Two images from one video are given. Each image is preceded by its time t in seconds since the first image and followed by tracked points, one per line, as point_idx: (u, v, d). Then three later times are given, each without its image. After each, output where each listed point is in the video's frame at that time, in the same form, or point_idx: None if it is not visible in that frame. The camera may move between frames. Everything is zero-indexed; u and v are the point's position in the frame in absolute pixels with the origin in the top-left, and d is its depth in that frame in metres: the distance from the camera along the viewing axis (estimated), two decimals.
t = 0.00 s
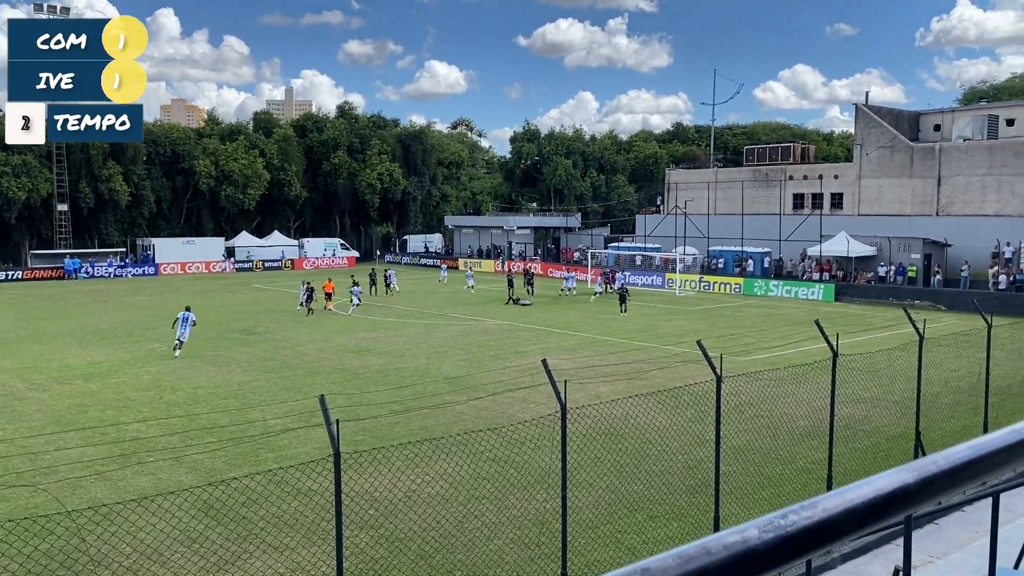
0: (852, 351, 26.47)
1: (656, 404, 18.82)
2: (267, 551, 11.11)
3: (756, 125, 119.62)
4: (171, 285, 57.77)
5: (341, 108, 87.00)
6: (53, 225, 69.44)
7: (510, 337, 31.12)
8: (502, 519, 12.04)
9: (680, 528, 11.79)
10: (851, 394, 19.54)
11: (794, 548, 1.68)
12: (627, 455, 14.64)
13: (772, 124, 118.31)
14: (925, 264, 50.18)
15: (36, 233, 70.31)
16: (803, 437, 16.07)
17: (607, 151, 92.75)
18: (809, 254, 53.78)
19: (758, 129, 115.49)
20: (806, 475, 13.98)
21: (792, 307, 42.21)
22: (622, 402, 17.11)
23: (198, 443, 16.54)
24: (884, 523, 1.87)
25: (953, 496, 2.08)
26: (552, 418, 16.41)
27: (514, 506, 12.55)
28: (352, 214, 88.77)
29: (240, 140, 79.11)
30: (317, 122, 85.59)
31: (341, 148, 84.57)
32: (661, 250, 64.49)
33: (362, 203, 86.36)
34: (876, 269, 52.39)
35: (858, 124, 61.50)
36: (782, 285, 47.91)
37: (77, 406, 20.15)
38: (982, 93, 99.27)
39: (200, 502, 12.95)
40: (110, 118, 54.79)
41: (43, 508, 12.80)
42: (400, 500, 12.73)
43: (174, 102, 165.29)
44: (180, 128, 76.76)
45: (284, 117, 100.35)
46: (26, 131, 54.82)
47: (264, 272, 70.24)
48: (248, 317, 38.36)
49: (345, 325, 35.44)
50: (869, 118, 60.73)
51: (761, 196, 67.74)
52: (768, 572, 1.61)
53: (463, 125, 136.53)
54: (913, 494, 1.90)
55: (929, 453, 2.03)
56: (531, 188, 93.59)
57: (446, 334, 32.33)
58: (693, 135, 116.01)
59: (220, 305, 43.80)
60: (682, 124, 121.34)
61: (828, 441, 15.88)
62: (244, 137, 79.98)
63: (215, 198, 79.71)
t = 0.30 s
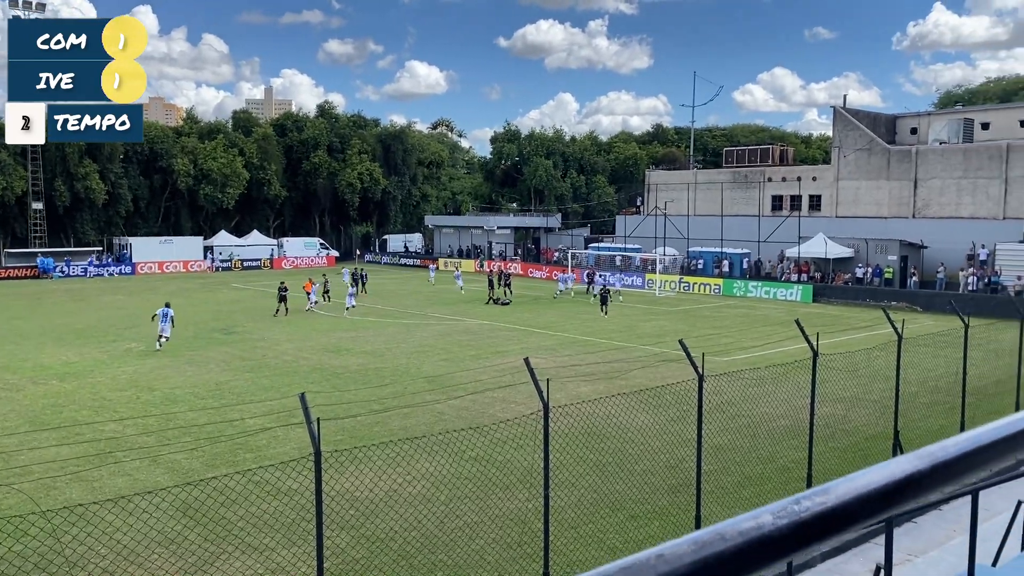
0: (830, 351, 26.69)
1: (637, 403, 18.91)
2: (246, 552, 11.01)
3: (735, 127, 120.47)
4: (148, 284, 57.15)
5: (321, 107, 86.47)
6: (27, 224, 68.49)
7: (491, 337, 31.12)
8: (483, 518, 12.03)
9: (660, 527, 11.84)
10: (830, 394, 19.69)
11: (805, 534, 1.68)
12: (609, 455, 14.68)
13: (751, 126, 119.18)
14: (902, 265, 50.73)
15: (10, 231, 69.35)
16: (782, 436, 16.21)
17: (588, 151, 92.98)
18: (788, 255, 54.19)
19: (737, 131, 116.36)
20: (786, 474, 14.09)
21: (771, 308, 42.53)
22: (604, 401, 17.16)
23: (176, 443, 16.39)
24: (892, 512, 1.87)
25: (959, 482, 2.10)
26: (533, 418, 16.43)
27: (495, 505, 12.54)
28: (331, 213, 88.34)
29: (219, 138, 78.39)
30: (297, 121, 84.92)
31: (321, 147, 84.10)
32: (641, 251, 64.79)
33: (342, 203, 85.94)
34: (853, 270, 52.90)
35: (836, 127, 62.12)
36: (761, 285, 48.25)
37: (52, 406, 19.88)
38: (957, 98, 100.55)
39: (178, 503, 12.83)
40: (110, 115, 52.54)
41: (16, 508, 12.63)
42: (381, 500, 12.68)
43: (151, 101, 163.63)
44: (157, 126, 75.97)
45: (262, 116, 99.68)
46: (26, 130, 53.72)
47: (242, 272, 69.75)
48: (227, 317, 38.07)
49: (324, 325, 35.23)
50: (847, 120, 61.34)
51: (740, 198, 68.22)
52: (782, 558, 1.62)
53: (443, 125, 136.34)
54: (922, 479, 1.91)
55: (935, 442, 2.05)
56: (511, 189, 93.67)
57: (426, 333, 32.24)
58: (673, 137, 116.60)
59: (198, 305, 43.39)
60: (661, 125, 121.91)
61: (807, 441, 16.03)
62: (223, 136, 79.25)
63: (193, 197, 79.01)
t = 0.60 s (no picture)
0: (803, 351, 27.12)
1: (617, 403, 18.90)
2: (221, 555, 10.85)
3: (709, 129, 121.48)
4: (117, 283, 56.27)
5: (295, 105, 85.69)
6: None
7: (467, 336, 31.02)
8: (463, 519, 11.95)
9: (640, 527, 11.84)
10: (808, 393, 19.80)
11: (979, 524, 1.26)
12: (589, 454, 14.66)
13: (724, 129, 120.27)
14: (874, 266, 51.37)
15: None
16: (760, 436, 16.27)
17: (563, 152, 93.18)
18: (761, 256, 54.68)
19: (711, 133, 117.38)
20: (765, 473, 14.15)
21: (745, 308, 42.84)
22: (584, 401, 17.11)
23: (146, 444, 16.07)
24: None
25: None
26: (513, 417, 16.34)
27: (474, 506, 12.47)
28: (304, 212, 87.71)
29: (190, 136, 77.32)
30: (270, 119, 84.00)
31: (294, 145, 83.37)
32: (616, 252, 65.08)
33: (316, 202, 85.34)
34: (825, 271, 53.52)
35: (809, 130, 62.86)
36: (735, 286, 48.63)
37: (17, 406, 19.42)
38: (925, 102, 102.28)
39: (149, 504, 12.61)
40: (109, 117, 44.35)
41: None
42: (359, 500, 12.56)
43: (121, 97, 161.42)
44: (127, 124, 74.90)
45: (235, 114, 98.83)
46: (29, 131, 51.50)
47: (214, 271, 69.01)
48: (199, 316, 37.57)
49: (298, 324, 34.91)
50: (820, 123, 62.09)
51: (714, 200, 68.81)
52: (955, 557, 1.20)
53: (418, 124, 136.06)
54: None
55: None
56: (487, 189, 93.79)
57: (401, 333, 32.05)
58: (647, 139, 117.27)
59: (168, 304, 42.78)
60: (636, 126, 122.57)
61: (785, 441, 16.11)
62: (195, 133, 78.11)
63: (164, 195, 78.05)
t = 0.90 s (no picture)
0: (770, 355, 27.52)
1: (586, 407, 18.91)
2: (181, 565, 10.64)
3: (677, 131, 122.38)
4: (76, 283, 55.12)
5: (259, 102, 84.14)
6: None
7: (436, 338, 30.86)
8: (429, 526, 11.86)
9: (608, 532, 11.85)
10: (774, 397, 20.03)
11: None
12: (556, 459, 14.64)
13: (691, 131, 121.28)
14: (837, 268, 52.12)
15: None
16: (726, 439, 16.42)
17: (532, 153, 93.15)
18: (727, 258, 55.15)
19: (678, 135, 118.31)
20: (732, 476, 14.29)
21: (711, 310, 43.19)
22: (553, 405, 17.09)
23: (106, 451, 15.72)
24: None
25: None
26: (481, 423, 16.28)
27: (441, 512, 12.37)
28: (269, 211, 86.73)
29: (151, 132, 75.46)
30: (234, 116, 82.43)
31: (258, 143, 82.08)
32: (583, 252, 65.28)
33: (281, 200, 84.44)
34: (789, 273, 54.14)
35: (774, 132, 63.59)
36: (701, 288, 49.00)
37: None
38: (888, 106, 103.96)
39: (110, 515, 12.34)
40: (112, 115, 38.38)
41: None
42: (324, 507, 12.40)
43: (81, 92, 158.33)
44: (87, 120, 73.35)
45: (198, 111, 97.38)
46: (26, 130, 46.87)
47: (176, 271, 67.95)
48: (161, 318, 36.91)
49: (262, 326, 34.46)
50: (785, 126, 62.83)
51: (681, 201, 69.31)
52: None
53: (385, 123, 135.33)
54: None
55: None
56: (455, 189, 93.73)
57: (368, 335, 31.80)
58: (615, 140, 117.79)
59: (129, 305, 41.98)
60: (604, 127, 123.10)
61: (751, 444, 16.29)
62: (156, 129, 76.33)
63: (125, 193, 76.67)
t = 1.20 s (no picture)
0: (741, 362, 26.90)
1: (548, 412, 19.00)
2: None
3: (640, 133, 123.37)
4: (30, 283, 53.88)
5: (220, 99, 82.80)
6: None
7: (399, 342, 30.72)
8: (391, 535, 11.81)
9: (570, 540, 11.90)
10: (733, 399, 20.31)
11: None
12: (519, 465, 14.66)
13: (654, 133, 122.31)
14: (796, 271, 53.01)
15: None
16: (686, 443, 16.60)
17: (496, 153, 92.16)
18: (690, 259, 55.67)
19: (642, 137, 119.23)
20: (693, 481, 14.45)
21: (673, 312, 43.60)
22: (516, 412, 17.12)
23: (60, 459, 15.39)
24: None
25: None
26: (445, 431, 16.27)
27: (403, 521, 12.32)
28: (230, 210, 85.63)
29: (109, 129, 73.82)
30: (194, 114, 81.25)
31: (220, 141, 80.93)
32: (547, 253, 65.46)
33: (242, 199, 83.38)
34: (750, 275, 54.85)
35: (736, 135, 64.40)
36: (663, 289, 49.35)
37: None
38: (847, 109, 105.81)
39: (64, 526, 12.10)
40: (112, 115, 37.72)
41: None
42: (284, 517, 12.28)
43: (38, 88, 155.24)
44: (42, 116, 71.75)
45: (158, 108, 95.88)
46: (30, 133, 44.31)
47: (134, 271, 66.75)
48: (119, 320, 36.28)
49: (223, 329, 34.03)
50: (746, 129, 63.70)
51: (644, 203, 69.89)
52: None
53: (349, 121, 134.45)
54: None
55: None
56: (420, 188, 94.04)
57: (330, 338, 31.56)
58: (580, 141, 118.16)
59: (86, 306, 41.19)
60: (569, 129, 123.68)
61: (711, 448, 16.50)
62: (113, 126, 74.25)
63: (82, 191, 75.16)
